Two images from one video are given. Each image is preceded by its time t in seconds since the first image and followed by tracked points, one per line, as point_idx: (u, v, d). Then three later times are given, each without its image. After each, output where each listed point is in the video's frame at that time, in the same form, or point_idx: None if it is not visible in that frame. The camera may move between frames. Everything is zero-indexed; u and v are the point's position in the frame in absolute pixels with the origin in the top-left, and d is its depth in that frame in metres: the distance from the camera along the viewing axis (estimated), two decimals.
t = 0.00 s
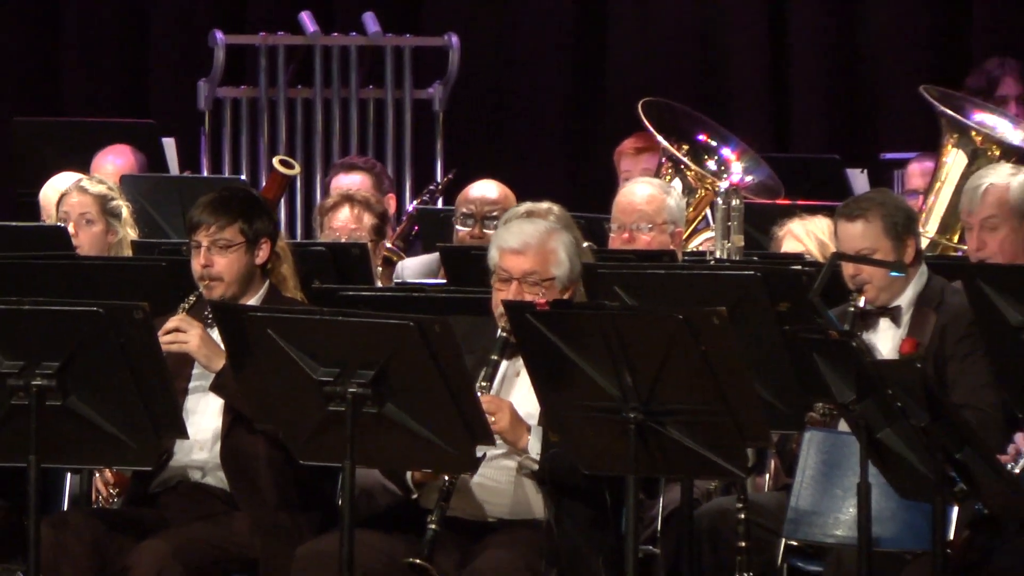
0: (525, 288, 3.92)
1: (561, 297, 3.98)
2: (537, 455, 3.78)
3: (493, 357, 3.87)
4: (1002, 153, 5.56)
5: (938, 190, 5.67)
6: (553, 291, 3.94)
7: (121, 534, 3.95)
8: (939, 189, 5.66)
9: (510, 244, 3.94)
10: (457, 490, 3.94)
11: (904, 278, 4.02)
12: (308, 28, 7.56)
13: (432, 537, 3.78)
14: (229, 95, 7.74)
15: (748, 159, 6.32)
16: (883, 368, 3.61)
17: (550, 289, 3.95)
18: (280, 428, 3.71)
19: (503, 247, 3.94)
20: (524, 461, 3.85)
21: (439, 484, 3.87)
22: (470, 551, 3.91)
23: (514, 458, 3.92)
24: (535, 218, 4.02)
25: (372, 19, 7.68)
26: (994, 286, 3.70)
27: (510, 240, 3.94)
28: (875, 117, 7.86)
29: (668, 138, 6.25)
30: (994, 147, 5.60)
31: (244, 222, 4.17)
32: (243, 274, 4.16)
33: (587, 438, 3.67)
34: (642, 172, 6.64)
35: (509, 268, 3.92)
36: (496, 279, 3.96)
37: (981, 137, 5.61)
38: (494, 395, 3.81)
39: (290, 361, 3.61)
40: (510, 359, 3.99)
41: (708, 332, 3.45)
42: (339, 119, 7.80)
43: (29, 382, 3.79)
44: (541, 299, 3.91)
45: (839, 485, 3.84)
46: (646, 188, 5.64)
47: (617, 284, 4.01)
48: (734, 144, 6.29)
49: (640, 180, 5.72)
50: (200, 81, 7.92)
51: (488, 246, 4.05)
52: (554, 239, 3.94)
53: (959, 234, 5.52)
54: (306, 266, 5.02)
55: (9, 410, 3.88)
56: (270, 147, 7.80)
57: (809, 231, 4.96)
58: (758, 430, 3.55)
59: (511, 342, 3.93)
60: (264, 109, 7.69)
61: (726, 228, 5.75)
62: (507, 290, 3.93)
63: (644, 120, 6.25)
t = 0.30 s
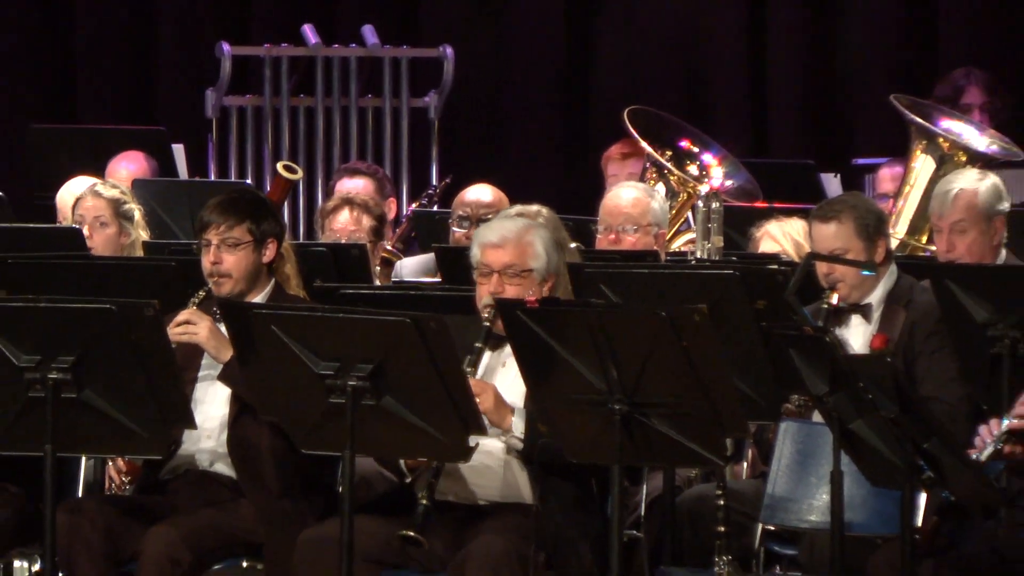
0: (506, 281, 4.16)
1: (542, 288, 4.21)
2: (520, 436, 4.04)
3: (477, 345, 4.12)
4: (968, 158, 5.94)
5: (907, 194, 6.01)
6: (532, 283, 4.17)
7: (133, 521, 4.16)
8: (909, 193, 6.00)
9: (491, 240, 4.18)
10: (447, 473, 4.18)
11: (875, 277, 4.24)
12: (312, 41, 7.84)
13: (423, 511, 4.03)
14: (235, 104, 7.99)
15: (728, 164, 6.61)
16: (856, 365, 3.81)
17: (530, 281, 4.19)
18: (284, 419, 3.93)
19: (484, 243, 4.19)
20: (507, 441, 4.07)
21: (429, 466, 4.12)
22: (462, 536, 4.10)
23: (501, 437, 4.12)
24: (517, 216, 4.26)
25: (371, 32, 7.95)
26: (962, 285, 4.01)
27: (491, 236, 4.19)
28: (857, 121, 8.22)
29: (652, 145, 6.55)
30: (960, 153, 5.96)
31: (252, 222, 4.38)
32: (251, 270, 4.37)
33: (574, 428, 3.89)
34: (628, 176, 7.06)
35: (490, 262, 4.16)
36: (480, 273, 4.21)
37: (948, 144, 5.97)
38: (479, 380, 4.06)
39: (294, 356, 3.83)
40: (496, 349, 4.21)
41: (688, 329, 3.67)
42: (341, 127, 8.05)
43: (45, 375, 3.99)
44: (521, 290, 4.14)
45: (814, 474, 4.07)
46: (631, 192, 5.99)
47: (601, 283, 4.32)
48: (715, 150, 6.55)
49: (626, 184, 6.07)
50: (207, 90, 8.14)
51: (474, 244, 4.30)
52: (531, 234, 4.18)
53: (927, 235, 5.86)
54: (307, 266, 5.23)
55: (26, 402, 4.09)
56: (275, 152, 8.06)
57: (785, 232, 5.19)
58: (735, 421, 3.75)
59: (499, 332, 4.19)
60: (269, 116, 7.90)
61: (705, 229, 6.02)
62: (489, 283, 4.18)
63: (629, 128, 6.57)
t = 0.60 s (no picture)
0: (493, 274, 4.39)
1: (528, 281, 4.43)
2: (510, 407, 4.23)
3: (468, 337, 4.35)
4: (939, 164, 6.26)
5: (881, 200, 6.31)
6: (517, 275, 4.39)
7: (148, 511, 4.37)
8: (883, 200, 6.31)
9: (476, 236, 4.41)
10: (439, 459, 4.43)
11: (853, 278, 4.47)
12: (316, 54, 8.16)
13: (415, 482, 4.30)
14: (244, 113, 8.31)
15: (713, 171, 6.96)
16: (837, 362, 4.00)
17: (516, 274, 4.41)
18: (291, 412, 4.14)
19: (471, 239, 4.41)
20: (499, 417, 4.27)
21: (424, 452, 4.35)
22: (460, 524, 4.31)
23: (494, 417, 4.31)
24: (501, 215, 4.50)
25: (373, 44, 8.28)
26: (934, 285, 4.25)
27: (477, 233, 4.42)
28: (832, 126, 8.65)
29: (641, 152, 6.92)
30: (932, 159, 6.28)
31: (263, 224, 4.59)
32: (261, 270, 4.58)
33: (566, 420, 4.10)
34: (617, 182, 7.39)
35: (477, 256, 4.39)
36: (467, 269, 4.43)
37: (920, 151, 6.28)
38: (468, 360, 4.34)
39: (300, 352, 4.04)
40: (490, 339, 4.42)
41: (674, 326, 3.87)
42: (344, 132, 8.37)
43: (63, 371, 4.20)
44: (506, 281, 4.36)
45: (794, 464, 4.27)
46: (620, 196, 6.29)
47: (593, 282, 4.58)
48: (700, 156, 6.91)
49: (616, 189, 6.38)
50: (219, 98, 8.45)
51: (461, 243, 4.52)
52: (515, 229, 4.41)
53: (901, 237, 6.20)
54: (314, 267, 5.43)
55: (45, 397, 4.30)
56: (282, 158, 8.36)
57: (768, 235, 5.42)
58: (719, 414, 3.96)
59: (489, 324, 4.41)
60: (276, 124, 8.23)
61: (691, 232, 6.49)
62: (477, 277, 4.40)
63: (619, 135, 6.92)
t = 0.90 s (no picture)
0: (486, 271, 4.63)
1: (521, 279, 4.66)
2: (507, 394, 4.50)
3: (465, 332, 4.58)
4: (914, 171, 6.59)
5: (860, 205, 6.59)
6: (509, 272, 4.62)
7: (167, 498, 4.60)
8: (861, 203, 6.59)
9: (470, 237, 4.66)
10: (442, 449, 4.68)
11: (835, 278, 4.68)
12: (325, 66, 8.75)
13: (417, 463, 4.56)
14: (258, 121, 8.85)
15: (702, 176, 7.29)
16: (823, 359, 4.20)
17: (508, 272, 4.64)
18: (302, 405, 4.38)
19: (465, 240, 4.67)
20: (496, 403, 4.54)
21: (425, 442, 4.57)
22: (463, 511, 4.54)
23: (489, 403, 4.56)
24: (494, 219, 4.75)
25: (380, 56, 8.87)
26: (913, 286, 4.53)
27: (471, 234, 4.67)
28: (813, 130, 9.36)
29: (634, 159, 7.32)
30: (908, 166, 6.61)
31: (274, 229, 4.82)
32: (273, 272, 4.81)
33: (563, 412, 4.33)
34: (612, 186, 7.90)
35: (471, 256, 4.63)
36: (462, 269, 4.68)
37: (896, 158, 6.62)
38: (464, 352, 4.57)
39: (312, 348, 4.26)
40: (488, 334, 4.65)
41: (667, 323, 4.09)
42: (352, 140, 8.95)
43: (86, 367, 4.44)
44: (498, 278, 4.60)
45: (780, 455, 4.50)
46: (614, 201, 6.54)
47: (589, 283, 4.79)
48: (689, 162, 7.26)
49: (609, 194, 6.62)
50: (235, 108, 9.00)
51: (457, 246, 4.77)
52: (506, 229, 4.65)
53: (879, 240, 6.48)
54: (322, 269, 5.67)
55: (69, 391, 4.52)
56: (295, 164, 8.98)
57: (754, 238, 5.63)
58: (708, 406, 4.18)
59: (486, 321, 4.63)
60: (289, 133, 8.81)
61: (682, 235, 6.79)
62: (471, 276, 4.64)
63: (612, 144, 7.31)
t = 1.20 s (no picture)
0: (483, 274, 4.86)
1: (518, 280, 4.89)
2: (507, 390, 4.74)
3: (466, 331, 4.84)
4: (897, 177, 6.85)
5: (846, 209, 6.85)
6: (506, 274, 4.86)
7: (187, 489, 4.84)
8: (846, 210, 6.86)
9: (466, 242, 4.88)
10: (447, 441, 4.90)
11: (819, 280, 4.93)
12: (337, 77, 9.34)
13: (423, 456, 4.78)
14: (272, 130, 9.43)
15: (696, 183, 7.69)
16: (807, 356, 4.42)
17: (505, 274, 4.87)
18: (314, 400, 4.61)
19: (462, 245, 4.89)
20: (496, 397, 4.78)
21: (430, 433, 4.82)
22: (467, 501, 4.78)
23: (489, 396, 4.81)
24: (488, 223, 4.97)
25: (389, 68, 9.40)
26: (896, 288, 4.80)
27: (467, 239, 4.89)
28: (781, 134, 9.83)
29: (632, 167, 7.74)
30: (891, 173, 6.87)
31: (285, 234, 5.04)
32: (285, 275, 5.04)
33: (563, 406, 4.56)
34: (609, 193, 8.25)
35: (468, 260, 4.86)
36: (461, 273, 4.91)
37: (880, 165, 6.88)
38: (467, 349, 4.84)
39: (324, 346, 4.50)
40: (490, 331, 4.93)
41: (661, 322, 4.32)
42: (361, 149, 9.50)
43: (108, 364, 4.65)
44: (495, 280, 4.83)
45: (768, 448, 4.73)
46: (610, 206, 6.79)
47: (586, 283, 5.07)
48: (684, 169, 7.66)
49: (605, 199, 6.87)
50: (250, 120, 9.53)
51: (454, 249, 4.99)
52: (500, 233, 4.88)
53: (864, 243, 6.73)
54: (333, 271, 5.91)
55: (92, 387, 4.75)
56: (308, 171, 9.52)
57: (744, 240, 5.88)
58: (699, 401, 4.42)
59: (488, 322, 4.89)
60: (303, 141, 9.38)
61: (676, 238, 7.04)
62: (470, 279, 4.87)
63: (611, 151, 7.72)
